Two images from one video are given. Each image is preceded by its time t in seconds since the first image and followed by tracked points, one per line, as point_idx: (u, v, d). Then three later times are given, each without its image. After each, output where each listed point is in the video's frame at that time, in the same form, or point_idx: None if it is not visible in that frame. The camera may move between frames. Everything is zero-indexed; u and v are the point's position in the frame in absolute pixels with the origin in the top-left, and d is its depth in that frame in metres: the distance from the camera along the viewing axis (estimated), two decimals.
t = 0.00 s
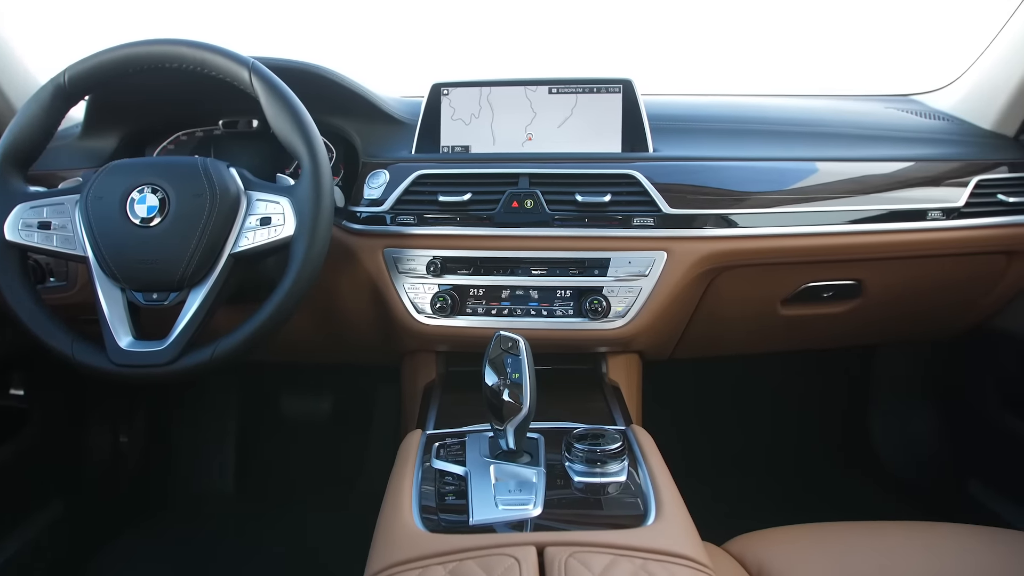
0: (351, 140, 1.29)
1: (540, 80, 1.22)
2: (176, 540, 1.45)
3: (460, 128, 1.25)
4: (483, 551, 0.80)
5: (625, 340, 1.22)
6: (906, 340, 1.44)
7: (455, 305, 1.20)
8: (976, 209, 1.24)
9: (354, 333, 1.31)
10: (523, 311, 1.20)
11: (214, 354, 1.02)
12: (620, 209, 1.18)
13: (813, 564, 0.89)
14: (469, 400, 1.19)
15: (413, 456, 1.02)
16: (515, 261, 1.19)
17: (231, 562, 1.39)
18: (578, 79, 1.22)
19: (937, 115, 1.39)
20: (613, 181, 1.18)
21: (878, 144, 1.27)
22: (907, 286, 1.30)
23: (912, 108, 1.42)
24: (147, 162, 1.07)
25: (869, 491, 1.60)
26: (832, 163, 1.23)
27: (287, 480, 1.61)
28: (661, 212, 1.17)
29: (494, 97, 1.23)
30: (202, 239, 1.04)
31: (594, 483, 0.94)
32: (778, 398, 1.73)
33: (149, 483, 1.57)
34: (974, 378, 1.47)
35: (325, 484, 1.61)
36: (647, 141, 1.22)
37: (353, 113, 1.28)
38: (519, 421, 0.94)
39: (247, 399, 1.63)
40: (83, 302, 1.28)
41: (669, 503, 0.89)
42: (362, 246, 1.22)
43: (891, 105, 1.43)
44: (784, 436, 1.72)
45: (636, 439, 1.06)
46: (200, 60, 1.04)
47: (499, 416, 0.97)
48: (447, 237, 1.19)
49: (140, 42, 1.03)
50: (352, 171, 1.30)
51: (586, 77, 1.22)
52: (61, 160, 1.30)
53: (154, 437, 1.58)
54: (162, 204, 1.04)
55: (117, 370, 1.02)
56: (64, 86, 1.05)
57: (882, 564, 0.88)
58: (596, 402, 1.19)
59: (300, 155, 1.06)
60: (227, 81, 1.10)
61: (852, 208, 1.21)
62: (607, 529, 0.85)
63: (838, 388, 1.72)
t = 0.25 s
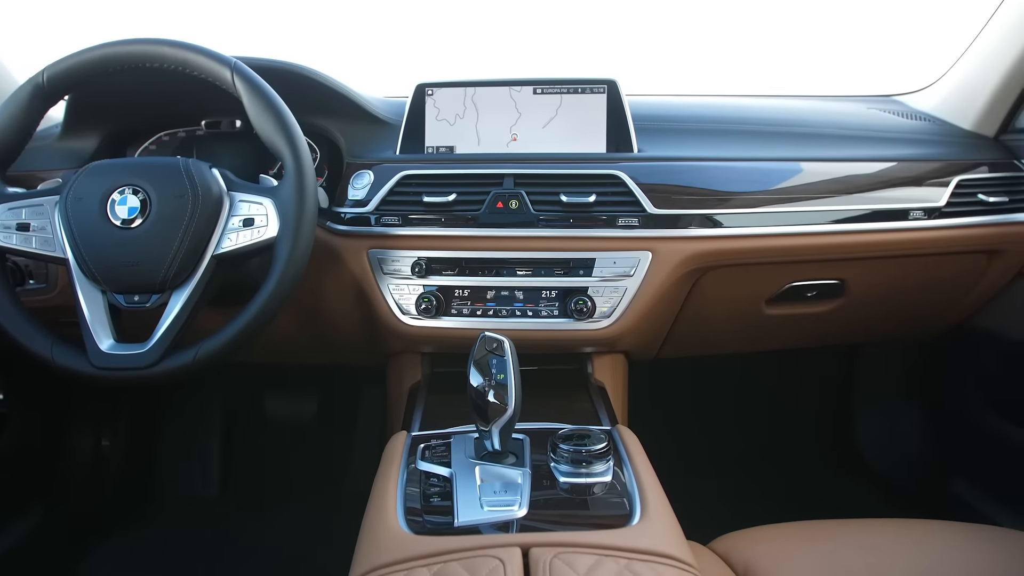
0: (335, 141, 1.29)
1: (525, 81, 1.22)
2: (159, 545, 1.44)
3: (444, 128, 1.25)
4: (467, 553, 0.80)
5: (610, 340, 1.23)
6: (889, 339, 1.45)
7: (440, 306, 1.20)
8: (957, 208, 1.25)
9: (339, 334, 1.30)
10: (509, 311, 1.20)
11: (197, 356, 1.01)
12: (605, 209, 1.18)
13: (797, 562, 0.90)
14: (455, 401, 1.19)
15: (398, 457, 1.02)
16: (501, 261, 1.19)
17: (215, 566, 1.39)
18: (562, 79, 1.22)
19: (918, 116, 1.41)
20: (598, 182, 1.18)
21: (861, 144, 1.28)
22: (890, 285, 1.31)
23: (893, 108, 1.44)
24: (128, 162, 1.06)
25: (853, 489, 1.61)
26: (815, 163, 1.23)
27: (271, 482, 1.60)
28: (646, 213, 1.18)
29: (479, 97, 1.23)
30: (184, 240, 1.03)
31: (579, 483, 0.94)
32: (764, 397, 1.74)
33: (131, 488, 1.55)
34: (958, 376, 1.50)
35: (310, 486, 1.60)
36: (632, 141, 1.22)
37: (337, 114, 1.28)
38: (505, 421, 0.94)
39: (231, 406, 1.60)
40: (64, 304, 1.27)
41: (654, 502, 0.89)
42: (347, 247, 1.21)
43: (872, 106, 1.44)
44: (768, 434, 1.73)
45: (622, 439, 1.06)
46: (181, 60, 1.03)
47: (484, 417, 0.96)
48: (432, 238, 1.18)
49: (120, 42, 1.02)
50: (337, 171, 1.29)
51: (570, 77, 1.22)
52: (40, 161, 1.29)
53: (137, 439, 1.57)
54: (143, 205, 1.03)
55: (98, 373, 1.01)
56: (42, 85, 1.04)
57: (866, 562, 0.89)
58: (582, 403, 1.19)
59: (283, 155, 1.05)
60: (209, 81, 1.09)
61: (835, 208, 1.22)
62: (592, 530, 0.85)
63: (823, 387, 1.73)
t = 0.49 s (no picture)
0: (319, 141, 1.28)
1: (509, 81, 1.22)
2: (141, 548, 1.43)
3: (429, 128, 1.24)
4: (451, 555, 0.80)
5: (596, 341, 1.23)
6: (872, 338, 1.46)
7: (425, 307, 1.20)
8: (938, 208, 1.26)
9: (323, 336, 1.29)
10: (494, 312, 1.19)
11: (180, 358, 1.00)
12: (589, 209, 1.18)
13: (782, 560, 0.90)
14: (440, 402, 1.19)
15: (382, 459, 1.01)
16: (486, 262, 1.18)
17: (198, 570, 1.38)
18: (547, 79, 1.22)
19: (900, 116, 1.42)
20: (583, 182, 1.18)
21: (844, 144, 1.29)
22: (873, 284, 1.32)
23: (876, 109, 1.45)
24: (108, 162, 1.05)
25: (839, 486, 1.62)
26: (799, 163, 1.24)
27: (256, 483, 1.59)
28: (631, 213, 1.18)
29: (463, 97, 1.23)
30: (166, 242, 1.02)
31: (564, 484, 0.94)
32: (749, 396, 1.75)
33: (113, 492, 1.53)
34: (941, 374, 1.52)
35: (296, 488, 1.59)
36: (617, 141, 1.22)
37: (321, 114, 1.27)
38: (490, 422, 0.94)
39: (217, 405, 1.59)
40: (44, 307, 1.25)
41: (640, 502, 0.89)
42: (331, 248, 1.20)
43: (856, 106, 1.45)
44: (754, 433, 1.74)
45: (608, 439, 1.06)
46: (162, 59, 1.02)
47: (469, 418, 0.96)
48: (417, 238, 1.18)
49: (100, 41, 1.01)
50: (321, 171, 1.29)
51: (555, 78, 1.22)
52: (20, 162, 1.27)
53: (121, 446, 1.55)
54: (124, 206, 1.02)
55: (78, 376, 0.99)
56: (20, 85, 1.02)
57: (849, 560, 0.89)
58: (568, 403, 1.19)
59: (265, 156, 1.05)
60: (191, 81, 1.08)
61: (819, 207, 1.22)
62: (578, 530, 0.85)
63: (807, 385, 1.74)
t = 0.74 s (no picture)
0: (302, 142, 1.27)
1: (493, 81, 1.22)
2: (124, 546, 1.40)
3: (413, 129, 1.24)
4: (435, 557, 0.79)
5: (581, 341, 1.23)
6: (855, 337, 1.47)
7: (410, 308, 1.19)
8: (920, 208, 1.27)
9: (307, 337, 1.28)
10: (478, 313, 1.19)
11: (162, 361, 0.99)
12: (574, 210, 1.18)
13: (766, 560, 0.90)
14: (425, 403, 1.18)
15: (367, 461, 1.01)
16: (470, 263, 1.18)
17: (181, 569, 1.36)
18: (531, 79, 1.22)
19: (882, 117, 1.43)
20: (567, 183, 1.18)
21: (826, 144, 1.29)
22: (856, 284, 1.32)
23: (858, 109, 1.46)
24: (87, 163, 1.03)
25: (823, 484, 1.63)
26: (782, 163, 1.24)
27: (241, 484, 1.57)
28: (615, 213, 1.18)
29: (447, 98, 1.22)
30: (147, 243, 1.01)
31: (549, 485, 0.94)
32: (733, 395, 1.76)
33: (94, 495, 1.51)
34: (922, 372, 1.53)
35: (281, 488, 1.58)
36: (601, 142, 1.22)
37: (305, 114, 1.26)
38: (474, 423, 0.94)
39: (200, 406, 1.60)
40: (23, 309, 1.24)
41: (624, 503, 0.89)
42: (314, 249, 1.20)
43: (838, 107, 1.46)
44: (738, 431, 1.75)
45: (592, 439, 1.06)
46: (142, 59, 1.01)
47: (453, 419, 0.96)
48: (401, 239, 1.17)
49: (78, 40, 1.00)
50: (304, 171, 1.28)
51: (539, 78, 1.22)
52: None
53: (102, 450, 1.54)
54: (103, 207, 1.01)
55: (58, 379, 0.98)
56: None
57: (832, 558, 0.90)
58: (553, 404, 1.19)
59: (247, 156, 1.04)
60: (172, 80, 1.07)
61: (802, 207, 1.23)
62: (563, 530, 0.85)
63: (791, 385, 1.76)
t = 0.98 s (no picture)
0: (286, 142, 1.27)
1: (478, 81, 1.21)
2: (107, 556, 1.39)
3: (397, 129, 1.23)
4: (420, 559, 0.79)
5: (566, 341, 1.23)
6: (839, 336, 1.48)
7: (394, 309, 1.19)
8: (902, 207, 1.28)
9: (292, 339, 1.28)
10: (464, 313, 1.19)
11: (141, 364, 0.98)
12: (559, 210, 1.18)
13: (751, 558, 0.91)
14: (411, 405, 1.18)
15: (352, 463, 1.00)
16: (455, 263, 1.18)
17: None
18: (515, 79, 1.21)
19: (865, 117, 1.44)
20: (552, 183, 1.18)
21: (810, 144, 1.30)
22: (840, 283, 1.33)
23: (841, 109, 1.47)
24: (67, 163, 1.02)
25: (808, 483, 1.64)
26: (766, 163, 1.25)
27: (225, 490, 1.57)
28: (600, 213, 1.18)
29: (431, 98, 1.22)
30: (128, 245, 1.00)
31: (535, 485, 0.94)
32: (718, 395, 1.77)
33: (76, 501, 1.50)
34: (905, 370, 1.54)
35: (266, 494, 1.57)
36: (586, 142, 1.22)
37: (288, 114, 1.26)
38: (459, 424, 0.93)
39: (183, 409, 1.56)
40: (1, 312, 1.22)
41: (610, 503, 0.89)
42: (298, 250, 1.19)
43: (821, 107, 1.47)
44: (723, 431, 1.76)
45: (577, 440, 1.06)
46: (121, 58, 1.00)
47: (438, 421, 0.96)
48: (385, 240, 1.17)
49: (56, 39, 0.98)
50: (288, 172, 1.27)
51: (523, 78, 1.21)
52: None
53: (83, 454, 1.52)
54: (83, 208, 1.00)
55: (36, 383, 0.97)
56: None
57: (817, 556, 0.90)
58: (539, 404, 1.19)
59: (230, 157, 1.03)
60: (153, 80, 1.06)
61: (786, 207, 1.24)
62: (548, 531, 0.85)
63: (776, 384, 1.77)
